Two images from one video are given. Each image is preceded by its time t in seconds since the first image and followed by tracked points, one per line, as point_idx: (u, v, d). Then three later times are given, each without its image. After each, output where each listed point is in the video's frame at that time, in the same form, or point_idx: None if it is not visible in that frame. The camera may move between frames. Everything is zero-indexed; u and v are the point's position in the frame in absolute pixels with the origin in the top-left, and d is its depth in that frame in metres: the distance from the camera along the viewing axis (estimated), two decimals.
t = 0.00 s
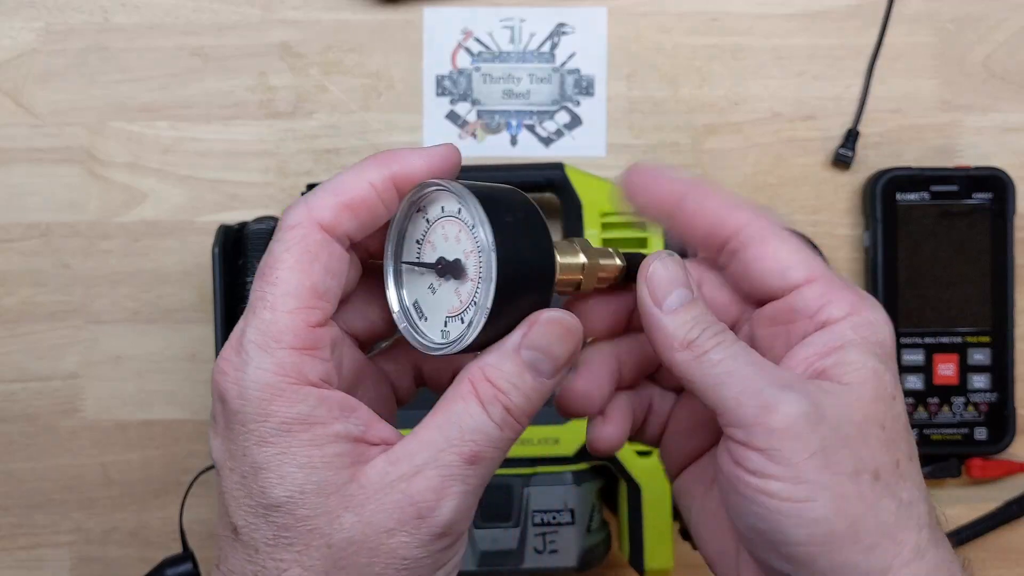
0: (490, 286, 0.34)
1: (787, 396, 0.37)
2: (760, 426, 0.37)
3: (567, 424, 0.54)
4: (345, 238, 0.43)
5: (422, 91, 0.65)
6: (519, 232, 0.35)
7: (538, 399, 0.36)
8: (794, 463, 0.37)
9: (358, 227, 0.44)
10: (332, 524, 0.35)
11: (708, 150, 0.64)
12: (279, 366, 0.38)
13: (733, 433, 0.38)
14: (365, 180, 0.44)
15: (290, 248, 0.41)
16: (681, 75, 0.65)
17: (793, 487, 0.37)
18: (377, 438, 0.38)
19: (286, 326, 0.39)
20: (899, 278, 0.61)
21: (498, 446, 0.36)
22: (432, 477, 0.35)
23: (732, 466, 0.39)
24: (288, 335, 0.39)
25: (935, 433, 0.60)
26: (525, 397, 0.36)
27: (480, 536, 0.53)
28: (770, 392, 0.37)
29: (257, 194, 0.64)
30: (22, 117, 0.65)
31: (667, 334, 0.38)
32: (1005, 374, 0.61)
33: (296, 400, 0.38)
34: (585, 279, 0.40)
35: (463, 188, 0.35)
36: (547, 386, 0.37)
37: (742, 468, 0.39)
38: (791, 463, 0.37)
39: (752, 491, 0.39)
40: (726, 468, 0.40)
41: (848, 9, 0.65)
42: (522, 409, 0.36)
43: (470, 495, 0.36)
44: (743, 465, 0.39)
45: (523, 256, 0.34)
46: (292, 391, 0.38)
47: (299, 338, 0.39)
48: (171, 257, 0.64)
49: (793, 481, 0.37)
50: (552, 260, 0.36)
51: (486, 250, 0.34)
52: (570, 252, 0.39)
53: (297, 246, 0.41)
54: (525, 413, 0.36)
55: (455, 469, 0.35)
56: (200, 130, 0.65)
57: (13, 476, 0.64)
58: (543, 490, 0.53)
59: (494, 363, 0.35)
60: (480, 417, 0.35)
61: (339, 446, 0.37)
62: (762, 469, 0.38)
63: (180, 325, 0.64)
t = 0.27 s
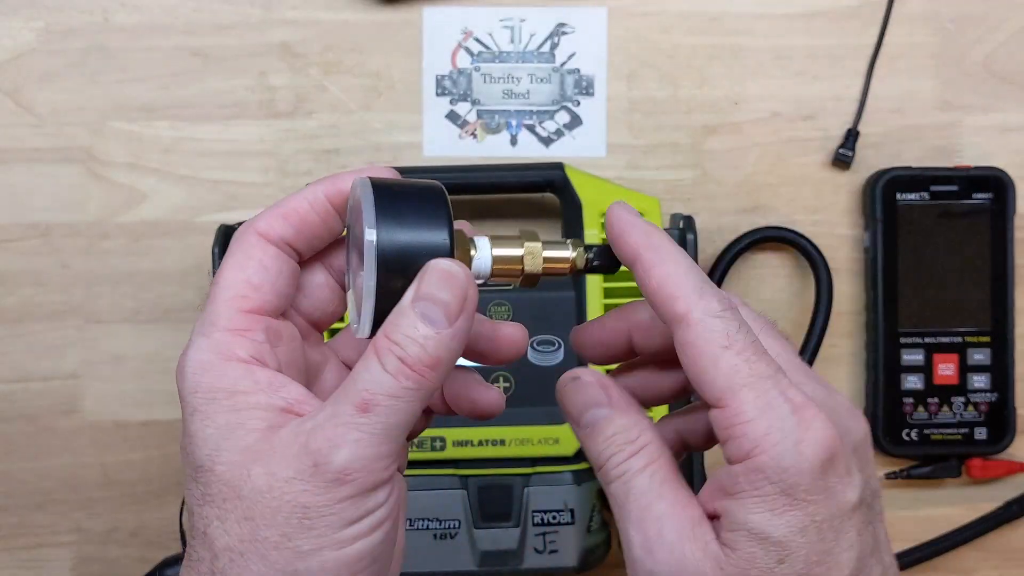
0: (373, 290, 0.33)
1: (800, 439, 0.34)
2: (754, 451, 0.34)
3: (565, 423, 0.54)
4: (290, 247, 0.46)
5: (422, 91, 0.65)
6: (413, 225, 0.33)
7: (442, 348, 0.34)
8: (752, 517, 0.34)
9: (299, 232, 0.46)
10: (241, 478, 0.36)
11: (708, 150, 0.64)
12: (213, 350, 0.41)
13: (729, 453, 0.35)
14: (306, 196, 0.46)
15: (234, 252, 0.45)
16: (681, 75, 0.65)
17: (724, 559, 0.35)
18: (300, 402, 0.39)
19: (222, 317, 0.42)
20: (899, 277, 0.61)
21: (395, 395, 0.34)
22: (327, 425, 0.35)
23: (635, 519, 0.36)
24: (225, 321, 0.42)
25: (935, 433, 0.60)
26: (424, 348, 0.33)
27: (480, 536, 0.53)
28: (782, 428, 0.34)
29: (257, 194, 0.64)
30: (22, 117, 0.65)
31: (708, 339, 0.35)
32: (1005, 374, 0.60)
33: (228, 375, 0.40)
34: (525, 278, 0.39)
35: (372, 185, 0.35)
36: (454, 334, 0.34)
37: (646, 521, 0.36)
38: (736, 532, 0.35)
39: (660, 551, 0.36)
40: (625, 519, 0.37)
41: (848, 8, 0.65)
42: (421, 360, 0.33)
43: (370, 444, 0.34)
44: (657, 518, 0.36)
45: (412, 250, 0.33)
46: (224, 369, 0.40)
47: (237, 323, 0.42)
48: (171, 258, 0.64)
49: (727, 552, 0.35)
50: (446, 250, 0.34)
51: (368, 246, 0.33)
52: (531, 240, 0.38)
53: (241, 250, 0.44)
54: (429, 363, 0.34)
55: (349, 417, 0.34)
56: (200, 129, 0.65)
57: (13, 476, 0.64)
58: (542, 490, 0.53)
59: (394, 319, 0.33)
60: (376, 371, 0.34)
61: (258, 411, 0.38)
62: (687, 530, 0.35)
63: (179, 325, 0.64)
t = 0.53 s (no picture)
0: (366, 332, 0.33)
1: (865, 371, 0.36)
2: (815, 386, 0.36)
3: (564, 424, 0.54)
4: (300, 281, 0.46)
5: (422, 91, 0.65)
6: (405, 274, 0.33)
7: (425, 406, 0.33)
8: (815, 445, 0.34)
9: (310, 267, 0.46)
10: (217, 507, 0.36)
11: (708, 150, 0.64)
12: (214, 379, 0.41)
13: (789, 394, 0.36)
14: (320, 231, 0.46)
15: (246, 282, 0.45)
16: (681, 75, 0.65)
17: (777, 489, 0.33)
18: (287, 438, 0.38)
19: (228, 347, 0.42)
20: (899, 277, 0.61)
21: (371, 449, 0.33)
22: (303, 468, 0.34)
23: (677, 446, 0.34)
24: (230, 352, 0.42)
25: (935, 433, 0.60)
26: (408, 405, 0.32)
27: (480, 536, 0.53)
28: (846, 362, 0.36)
29: (257, 194, 0.64)
30: (22, 117, 0.65)
31: (755, 296, 0.38)
32: (1005, 374, 0.61)
33: (224, 403, 0.39)
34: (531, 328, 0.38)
35: (371, 235, 0.35)
36: (442, 393, 0.33)
37: (695, 446, 0.34)
38: (794, 457, 0.34)
39: (711, 478, 0.33)
40: (668, 447, 0.34)
41: (848, 9, 0.65)
42: (403, 415, 0.33)
43: (337, 494, 0.33)
44: (705, 446, 0.34)
45: (405, 300, 0.33)
46: (222, 399, 0.39)
47: (241, 353, 0.42)
48: (171, 258, 0.64)
49: (784, 479, 0.34)
50: (441, 296, 0.33)
51: (362, 296, 0.33)
52: (536, 289, 0.37)
53: (252, 281, 0.44)
54: (412, 423, 0.33)
55: (324, 462, 0.33)
56: (200, 129, 0.65)
57: (13, 476, 0.64)
58: (542, 490, 0.53)
59: (385, 372, 0.33)
60: (359, 423, 0.33)
61: (243, 442, 0.37)
62: (735, 459, 0.34)
63: (180, 325, 0.64)
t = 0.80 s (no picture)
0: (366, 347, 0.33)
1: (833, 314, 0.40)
2: (794, 330, 0.39)
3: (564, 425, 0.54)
4: (293, 285, 0.45)
5: (423, 91, 0.65)
6: (403, 295, 0.33)
7: (414, 457, 0.34)
8: (812, 376, 0.37)
9: (302, 270, 0.45)
10: (192, 515, 0.36)
11: (708, 150, 0.64)
12: (200, 387, 0.42)
13: (772, 344, 0.39)
14: (313, 233, 0.45)
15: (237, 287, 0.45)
16: (681, 75, 0.65)
17: (791, 421, 0.35)
18: (267, 456, 0.39)
19: (214, 355, 0.42)
20: (899, 277, 0.61)
21: (355, 485, 0.34)
22: (286, 490, 0.35)
23: (689, 398, 0.34)
24: (216, 361, 0.42)
25: (934, 433, 0.60)
26: (399, 449, 0.33)
27: (480, 536, 0.53)
28: (812, 306, 0.40)
29: (257, 194, 0.64)
30: (22, 117, 0.65)
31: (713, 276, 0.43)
32: (1005, 374, 0.61)
33: (210, 417, 0.41)
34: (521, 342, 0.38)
35: (366, 262, 0.35)
36: (432, 445, 0.34)
37: (709, 394, 0.34)
38: (796, 389, 0.37)
39: (732, 419, 0.34)
40: (680, 403, 0.34)
41: (848, 9, 0.65)
42: (393, 459, 0.33)
43: (317, 520, 0.34)
44: (717, 392, 0.34)
45: (402, 319, 0.33)
46: (210, 412, 0.41)
47: (227, 363, 0.42)
48: (171, 258, 0.64)
49: (797, 410, 0.36)
50: (441, 316, 0.33)
51: (362, 318, 0.33)
52: (530, 312, 0.37)
53: (243, 285, 0.44)
54: (398, 466, 0.34)
55: (308, 488, 0.34)
56: (200, 129, 0.65)
57: (13, 476, 0.64)
58: (542, 489, 0.53)
59: (380, 415, 0.34)
60: (346, 455, 0.34)
61: (225, 455, 0.39)
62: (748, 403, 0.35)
63: (179, 325, 0.64)
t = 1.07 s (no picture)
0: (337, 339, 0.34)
1: (827, 296, 0.37)
2: (784, 315, 0.37)
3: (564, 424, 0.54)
4: (292, 282, 0.46)
5: (423, 91, 0.65)
6: (368, 281, 0.34)
7: (391, 415, 0.34)
8: (792, 368, 0.35)
9: (300, 266, 0.46)
10: (188, 488, 0.36)
11: (708, 149, 0.64)
12: (200, 372, 0.41)
13: (758, 327, 0.38)
14: (314, 233, 0.46)
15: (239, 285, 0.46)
16: (681, 74, 0.65)
17: (756, 420, 0.34)
18: (265, 433, 0.39)
19: (214, 344, 0.43)
20: (899, 277, 0.61)
21: (340, 447, 0.34)
22: (275, 457, 0.34)
23: (655, 401, 0.35)
24: (216, 349, 0.43)
25: (934, 433, 0.60)
26: (375, 411, 0.33)
27: (480, 536, 0.53)
28: (809, 290, 0.37)
29: (257, 194, 0.64)
30: (22, 117, 0.65)
31: (714, 242, 0.40)
32: (1005, 374, 0.61)
33: (208, 398, 0.40)
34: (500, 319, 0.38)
35: (339, 248, 0.36)
36: (409, 402, 0.34)
37: (682, 396, 0.34)
38: (774, 384, 0.35)
39: (691, 422, 0.34)
40: (648, 407, 0.35)
41: (848, 9, 0.65)
42: (371, 421, 0.34)
43: (307, 484, 0.34)
44: (679, 395, 0.34)
45: (368, 305, 0.34)
46: (207, 393, 0.40)
47: (227, 350, 0.43)
48: (171, 258, 0.64)
49: (765, 407, 0.34)
50: (406, 300, 0.34)
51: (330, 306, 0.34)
52: (504, 285, 0.38)
53: (245, 281, 0.45)
54: (379, 425, 0.34)
55: (296, 454, 0.34)
56: (200, 129, 0.65)
57: (13, 476, 0.64)
58: (542, 489, 0.53)
59: (355, 383, 0.34)
60: (330, 421, 0.34)
61: (222, 435, 0.38)
62: (713, 402, 0.34)
63: (179, 325, 0.64)
